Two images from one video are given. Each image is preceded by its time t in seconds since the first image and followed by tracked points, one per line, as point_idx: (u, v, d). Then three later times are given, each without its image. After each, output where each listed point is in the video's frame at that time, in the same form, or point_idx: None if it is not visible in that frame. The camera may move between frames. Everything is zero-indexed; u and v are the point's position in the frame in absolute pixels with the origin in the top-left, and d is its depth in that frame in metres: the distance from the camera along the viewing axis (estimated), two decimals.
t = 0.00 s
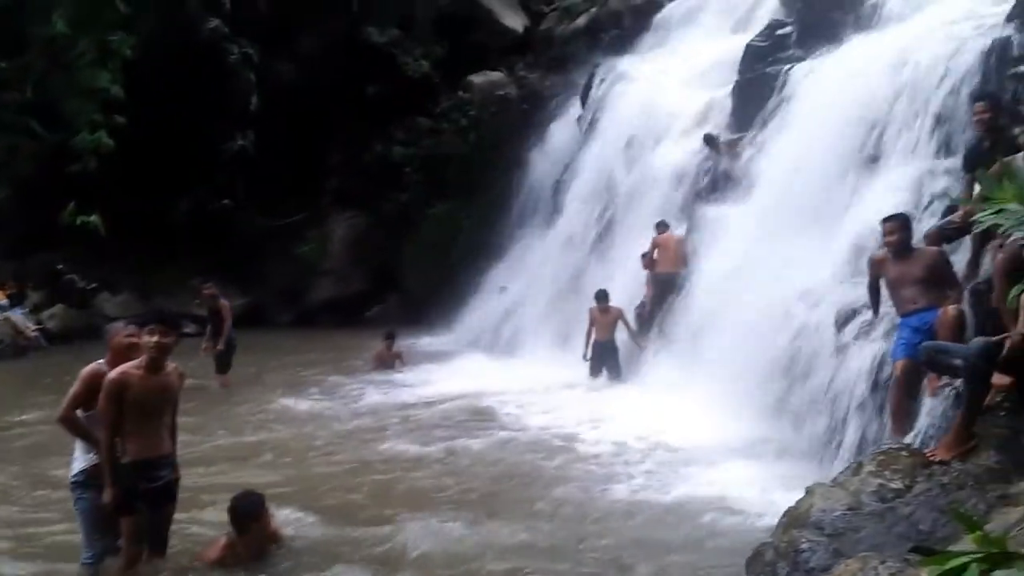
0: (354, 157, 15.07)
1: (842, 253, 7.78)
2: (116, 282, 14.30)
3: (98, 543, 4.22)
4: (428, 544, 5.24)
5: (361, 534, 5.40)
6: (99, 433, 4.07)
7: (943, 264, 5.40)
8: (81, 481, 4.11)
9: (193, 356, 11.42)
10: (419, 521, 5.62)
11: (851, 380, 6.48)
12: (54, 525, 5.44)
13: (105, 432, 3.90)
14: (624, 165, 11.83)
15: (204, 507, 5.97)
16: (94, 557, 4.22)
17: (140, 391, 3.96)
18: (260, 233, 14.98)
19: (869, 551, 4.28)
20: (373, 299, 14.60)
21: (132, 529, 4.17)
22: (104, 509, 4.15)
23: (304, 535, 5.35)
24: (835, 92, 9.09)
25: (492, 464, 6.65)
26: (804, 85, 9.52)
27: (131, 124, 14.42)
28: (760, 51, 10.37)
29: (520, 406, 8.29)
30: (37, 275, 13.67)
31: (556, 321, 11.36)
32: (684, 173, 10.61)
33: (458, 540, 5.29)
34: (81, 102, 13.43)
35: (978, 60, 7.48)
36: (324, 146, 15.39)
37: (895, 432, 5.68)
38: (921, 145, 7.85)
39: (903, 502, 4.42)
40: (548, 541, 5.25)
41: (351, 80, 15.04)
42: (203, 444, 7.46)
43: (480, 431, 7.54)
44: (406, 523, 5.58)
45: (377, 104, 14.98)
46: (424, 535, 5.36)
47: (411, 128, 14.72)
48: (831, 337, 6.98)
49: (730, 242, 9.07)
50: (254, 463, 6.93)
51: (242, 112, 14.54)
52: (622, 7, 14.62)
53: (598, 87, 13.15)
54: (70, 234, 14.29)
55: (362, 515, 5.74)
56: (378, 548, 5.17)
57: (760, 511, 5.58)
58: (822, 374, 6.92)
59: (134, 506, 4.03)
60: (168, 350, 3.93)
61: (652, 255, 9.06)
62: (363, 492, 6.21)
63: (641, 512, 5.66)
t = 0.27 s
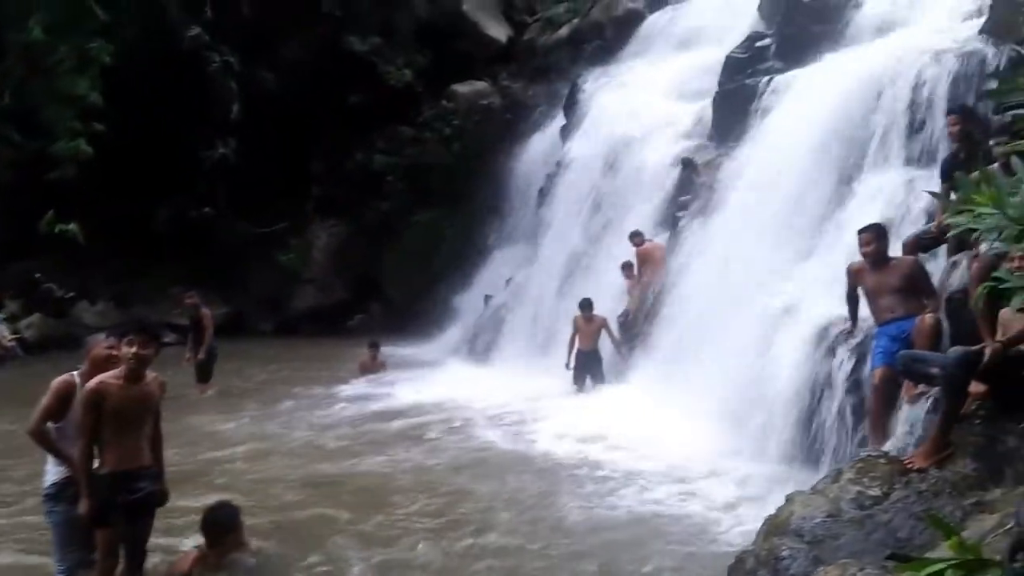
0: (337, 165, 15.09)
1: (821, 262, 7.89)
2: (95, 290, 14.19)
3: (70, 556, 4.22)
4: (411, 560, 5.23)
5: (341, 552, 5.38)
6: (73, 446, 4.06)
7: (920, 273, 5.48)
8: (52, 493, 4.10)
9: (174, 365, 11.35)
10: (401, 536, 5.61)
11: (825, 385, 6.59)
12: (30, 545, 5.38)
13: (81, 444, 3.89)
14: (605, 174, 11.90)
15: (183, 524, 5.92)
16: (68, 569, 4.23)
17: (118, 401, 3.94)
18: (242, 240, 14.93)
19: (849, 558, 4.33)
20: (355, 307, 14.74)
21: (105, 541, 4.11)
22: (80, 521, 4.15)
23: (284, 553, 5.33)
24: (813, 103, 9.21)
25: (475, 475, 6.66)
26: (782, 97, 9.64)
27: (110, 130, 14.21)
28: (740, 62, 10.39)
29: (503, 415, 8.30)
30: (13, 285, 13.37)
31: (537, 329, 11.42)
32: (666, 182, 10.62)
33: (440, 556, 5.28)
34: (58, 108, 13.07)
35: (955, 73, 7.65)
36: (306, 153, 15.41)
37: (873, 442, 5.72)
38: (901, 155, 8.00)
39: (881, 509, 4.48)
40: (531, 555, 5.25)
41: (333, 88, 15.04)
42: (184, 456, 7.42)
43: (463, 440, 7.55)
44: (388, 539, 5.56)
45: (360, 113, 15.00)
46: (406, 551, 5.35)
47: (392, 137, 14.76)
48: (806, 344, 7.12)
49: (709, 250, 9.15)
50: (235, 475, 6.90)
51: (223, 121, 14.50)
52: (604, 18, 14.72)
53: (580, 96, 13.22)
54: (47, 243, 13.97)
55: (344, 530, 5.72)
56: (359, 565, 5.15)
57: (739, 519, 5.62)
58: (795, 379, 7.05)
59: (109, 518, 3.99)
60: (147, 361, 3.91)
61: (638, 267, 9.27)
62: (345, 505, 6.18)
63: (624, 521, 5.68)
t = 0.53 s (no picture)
0: (318, 173, 15.12)
1: (798, 268, 7.99)
2: (71, 299, 14.06)
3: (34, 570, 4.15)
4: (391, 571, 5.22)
5: (322, 563, 5.35)
6: (46, 456, 4.03)
7: (896, 282, 5.57)
8: (21, 504, 4.05)
9: (152, 375, 11.24)
10: (383, 547, 5.59)
11: (803, 393, 6.69)
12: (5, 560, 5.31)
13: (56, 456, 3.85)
14: (586, 184, 11.97)
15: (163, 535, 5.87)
16: None
17: (95, 411, 3.91)
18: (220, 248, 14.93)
19: (826, 564, 4.34)
20: (337, 315, 14.72)
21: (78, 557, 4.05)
22: (48, 534, 4.10)
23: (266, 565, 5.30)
24: (789, 113, 9.34)
25: (458, 484, 6.66)
26: (760, 107, 9.75)
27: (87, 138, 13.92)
28: (719, 73, 10.55)
29: (485, 424, 8.33)
30: None
31: (519, 338, 11.44)
32: (648, 193, 10.65)
33: (422, 566, 5.28)
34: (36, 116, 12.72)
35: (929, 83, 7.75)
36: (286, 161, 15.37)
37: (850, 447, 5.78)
38: (878, 164, 8.13)
39: (858, 516, 4.54)
40: (514, 566, 5.25)
41: (314, 97, 15.02)
42: (162, 466, 7.36)
43: (445, 449, 7.56)
44: (369, 549, 5.54)
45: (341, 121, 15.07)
46: (388, 561, 5.34)
47: (375, 145, 14.76)
48: (783, 352, 7.24)
49: (688, 259, 9.26)
50: (214, 486, 6.85)
51: (202, 128, 14.48)
52: (585, 28, 14.79)
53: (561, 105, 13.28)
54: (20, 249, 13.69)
55: (325, 541, 5.69)
56: None
57: (717, 526, 5.68)
58: (774, 387, 7.15)
59: (84, 530, 3.96)
60: (124, 372, 3.90)
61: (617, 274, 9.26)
62: (326, 515, 6.16)
63: (606, 529, 5.71)
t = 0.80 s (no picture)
0: (302, 181, 15.17)
1: (780, 277, 7.98)
2: (50, 305, 13.84)
3: None
4: None
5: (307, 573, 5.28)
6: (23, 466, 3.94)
7: (879, 291, 5.58)
8: None
9: (133, 384, 11.08)
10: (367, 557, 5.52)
11: (786, 401, 6.73)
12: None
13: (35, 465, 3.77)
14: (571, 193, 11.97)
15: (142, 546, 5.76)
16: None
17: (75, 420, 3.87)
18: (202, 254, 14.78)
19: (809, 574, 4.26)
20: (320, 323, 14.72)
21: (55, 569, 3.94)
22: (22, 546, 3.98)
23: None
24: (772, 121, 9.36)
25: (442, 493, 6.62)
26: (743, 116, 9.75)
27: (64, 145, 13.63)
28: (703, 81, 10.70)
29: (469, 432, 8.29)
30: None
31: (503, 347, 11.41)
32: (631, 200, 10.66)
33: None
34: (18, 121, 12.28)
35: (911, 92, 7.76)
36: (268, 167, 15.28)
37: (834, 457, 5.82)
38: (862, 173, 8.16)
39: (842, 525, 4.53)
40: None
41: (296, 102, 15.03)
42: (142, 477, 7.25)
43: (429, 457, 7.52)
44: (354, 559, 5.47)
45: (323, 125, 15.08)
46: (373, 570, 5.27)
47: (359, 152, 14.81)
48: (766, 360, 7.26)
49: (671, 267, 9.24)
50: (196, 496, 6.76)
51: (184, 133, 14.33)
52: (570, 36, 14.83)
53: (546, 113, 13.29)
54: None
55: (309, 552, 5.62)
56: None
57: (700, 535, 5.68)
58: (757, 395, 7.16)
59: (61, 542, 3.87)
60: (106, 382, 3.87)
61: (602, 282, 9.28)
62: (310, 526, 6.09)
63: (593, 539, 5.67)
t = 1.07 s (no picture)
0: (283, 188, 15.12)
1: (762, 288, 7.98)
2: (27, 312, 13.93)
3: None
4: None
5: None
6: None
7: (860, 300, 5.58)
8: None
9: (110, 394, 10.96)
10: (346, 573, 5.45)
11: (768, 412, 6.71)
12: None
13: (10, 478, 3.70)
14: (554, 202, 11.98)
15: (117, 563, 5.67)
16: None
17: (52, 431, 3.78)
18: (182, 264, 14.72)
19: None
20: (298, 333, 14.55)
21: None
22: None
23: None
24: (756, 133, 9.38)
25: (423, 506, 6.57)
26: (726, 126, 9.75)
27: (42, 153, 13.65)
28: (687, 91, 10.66)
29: (450, 443, 8.25)
30: None
31: (485, 355, 11.38)
32: (615, 209, 10.70)
33: None
34: None
35: (891, 100, 7.74)
36: (250, 173, 15.22)
37: (816, 466, 5.83)
38: (844, 182, 8.14)
39: (824, 536, 4.52)
40: None
41: (278, 112, 14.91)
42: (118, 490, 7.15)
43: (410, 469, 7.47)
44: None
45: (306, 133, 15.01)
46: None
47: (342, 160, 14.63)
48: (748, 370, 7.24)
49: (655, 277, 9.24)
50: (173, 509, 6.68)
51: (162, 141, 14.30)
52: (553, 46, 14.88)
53: (531, 123, 13.29)
54: None
55: (287, 567, 5.55)
56: None
57: (682, 546, 5.65)
58: (740, 405, 7.13)
59: (39, 554, 3.80)
60: (81, 393, 3.78)
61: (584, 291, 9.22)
62: (288, 541, 6.02)
63: (573, 551, 5.64)
